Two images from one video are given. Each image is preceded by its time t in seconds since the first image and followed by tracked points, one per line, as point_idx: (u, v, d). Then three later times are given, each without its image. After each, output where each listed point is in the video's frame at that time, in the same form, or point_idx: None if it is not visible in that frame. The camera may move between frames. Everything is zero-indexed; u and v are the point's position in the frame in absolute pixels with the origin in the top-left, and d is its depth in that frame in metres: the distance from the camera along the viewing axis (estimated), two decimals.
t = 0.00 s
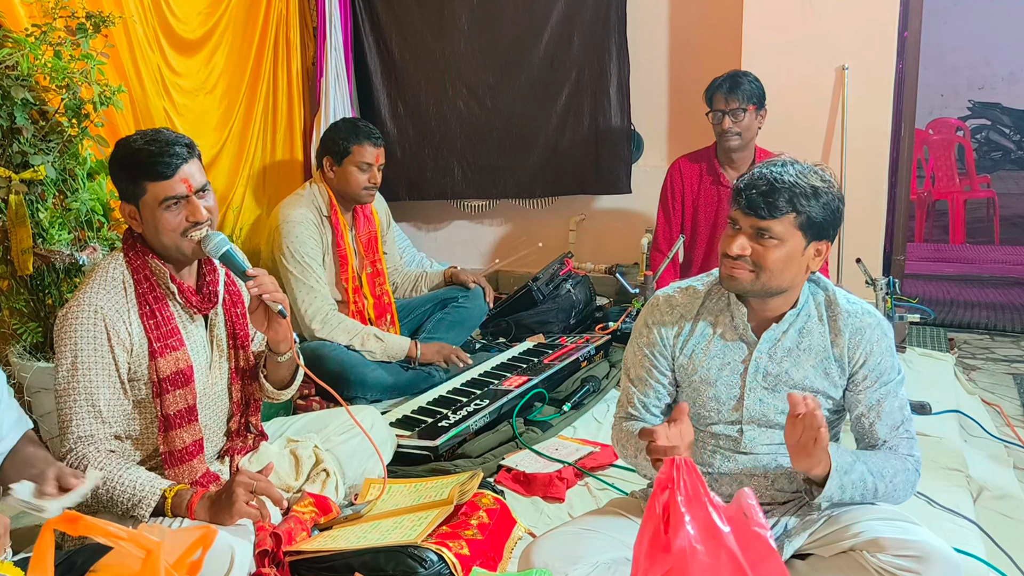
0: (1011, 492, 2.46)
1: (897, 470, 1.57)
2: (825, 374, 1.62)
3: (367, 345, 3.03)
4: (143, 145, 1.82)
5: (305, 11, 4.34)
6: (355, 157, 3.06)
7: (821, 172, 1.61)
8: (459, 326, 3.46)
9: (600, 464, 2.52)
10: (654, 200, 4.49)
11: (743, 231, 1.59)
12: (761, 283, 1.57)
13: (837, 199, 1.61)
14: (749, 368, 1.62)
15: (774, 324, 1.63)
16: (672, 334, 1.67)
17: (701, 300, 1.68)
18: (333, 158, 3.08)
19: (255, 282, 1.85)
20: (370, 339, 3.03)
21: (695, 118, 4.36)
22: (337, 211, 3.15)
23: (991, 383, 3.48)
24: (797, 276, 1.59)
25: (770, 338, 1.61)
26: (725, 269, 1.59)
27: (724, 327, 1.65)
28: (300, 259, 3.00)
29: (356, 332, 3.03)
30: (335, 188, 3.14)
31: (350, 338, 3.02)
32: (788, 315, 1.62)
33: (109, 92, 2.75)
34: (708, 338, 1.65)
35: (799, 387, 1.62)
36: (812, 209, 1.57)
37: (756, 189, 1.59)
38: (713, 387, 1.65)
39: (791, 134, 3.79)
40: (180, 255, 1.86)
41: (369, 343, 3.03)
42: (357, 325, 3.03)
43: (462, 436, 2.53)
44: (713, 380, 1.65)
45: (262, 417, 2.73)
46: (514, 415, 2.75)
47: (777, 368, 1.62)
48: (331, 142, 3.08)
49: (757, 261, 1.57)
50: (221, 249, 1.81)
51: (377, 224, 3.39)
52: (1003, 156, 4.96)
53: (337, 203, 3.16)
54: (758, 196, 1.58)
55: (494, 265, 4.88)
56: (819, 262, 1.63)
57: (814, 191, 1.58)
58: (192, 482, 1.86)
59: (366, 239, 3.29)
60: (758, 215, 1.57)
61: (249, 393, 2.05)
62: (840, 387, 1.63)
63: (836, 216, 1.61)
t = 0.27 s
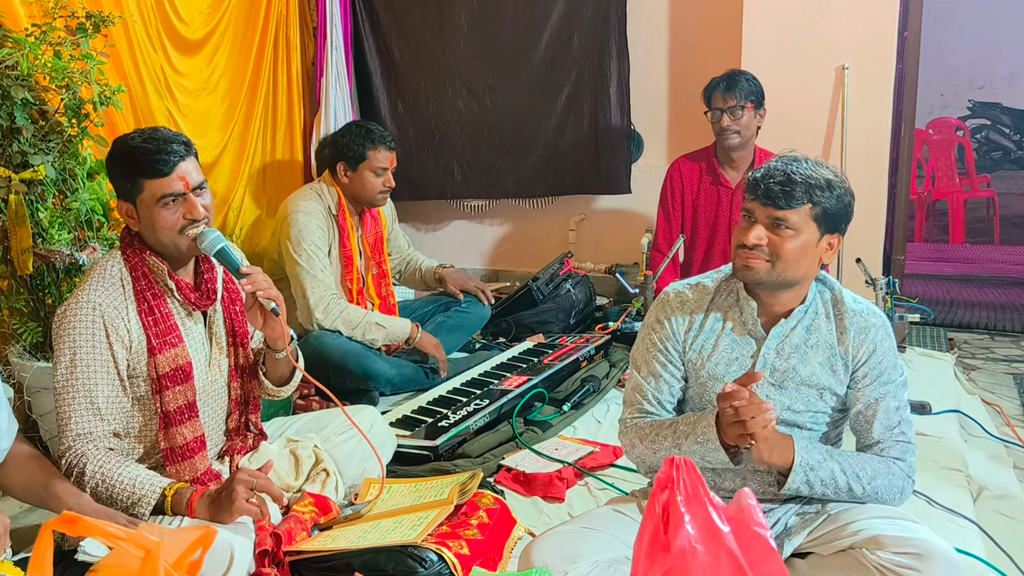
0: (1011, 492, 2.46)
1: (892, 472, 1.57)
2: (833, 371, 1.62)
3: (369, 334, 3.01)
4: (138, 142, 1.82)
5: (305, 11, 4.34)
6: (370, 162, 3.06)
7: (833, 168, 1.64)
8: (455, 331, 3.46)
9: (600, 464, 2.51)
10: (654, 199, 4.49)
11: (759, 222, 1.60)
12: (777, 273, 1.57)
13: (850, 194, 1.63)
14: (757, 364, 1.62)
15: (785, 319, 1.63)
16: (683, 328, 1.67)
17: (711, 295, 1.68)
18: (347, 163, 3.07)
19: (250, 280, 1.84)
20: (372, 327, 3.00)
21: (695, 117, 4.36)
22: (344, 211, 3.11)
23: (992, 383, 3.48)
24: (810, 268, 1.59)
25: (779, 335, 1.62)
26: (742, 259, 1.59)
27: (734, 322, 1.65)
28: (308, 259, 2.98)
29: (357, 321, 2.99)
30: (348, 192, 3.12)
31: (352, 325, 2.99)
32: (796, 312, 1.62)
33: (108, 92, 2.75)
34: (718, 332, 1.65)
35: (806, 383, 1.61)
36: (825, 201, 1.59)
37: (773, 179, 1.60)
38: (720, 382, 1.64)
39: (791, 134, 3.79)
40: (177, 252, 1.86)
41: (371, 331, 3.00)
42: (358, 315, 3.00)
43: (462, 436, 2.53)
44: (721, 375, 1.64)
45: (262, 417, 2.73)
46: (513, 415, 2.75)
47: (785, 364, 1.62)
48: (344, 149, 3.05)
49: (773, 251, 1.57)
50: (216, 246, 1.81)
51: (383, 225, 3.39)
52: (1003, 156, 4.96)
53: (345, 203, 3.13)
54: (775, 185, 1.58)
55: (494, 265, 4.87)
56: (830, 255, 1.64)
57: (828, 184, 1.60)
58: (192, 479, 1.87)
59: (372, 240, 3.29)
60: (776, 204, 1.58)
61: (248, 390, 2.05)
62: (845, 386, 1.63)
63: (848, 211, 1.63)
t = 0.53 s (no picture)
0: (1011, 492, 2.46)
1: (898, 469, 1.58)
2: (835, 369, 1.62)
3: (362, 343, 2.97)
4: (135, 140, 1.82)
5: (305, 10, 4.33)
6: (383, 172, 3.00)
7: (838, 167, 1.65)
8: (457, 335, 3.46)
9: (600, 464, 2.51)
10: (653, 199, 4.49)
11: (767, 213, 1.60)
12: (786, 263, 1.57)
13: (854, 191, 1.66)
14: (760, 361, 1.63)
15: (787, 316, 1.64)
16: (685, 326, 1.68)
17: (714, 295, 1.68)
18: (359, 173, 3.01)
19: (248, 278, 1.84)
20: (364, 338, 2.96)
21: (694, 117, 4.36)
22: (354, 218, 3.10)
23: (991, 382, 3.48)
24: (818, 259, 1.60)
25: (782, 330, 1.62)
26: (751, 250, 1.59)
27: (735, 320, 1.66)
28: (311, 265, 2.99)
29: (349, 331, 2.97)
30: (360, 201, 3.09)
31: (345, 335, 2.98)
32: (800, 309, 1.63)
33: (108, 92, 2.75)
34: (721, 330, 1.66)
35: (809, 380, 1.62)
36: (831, 194, 1.60)
37: (782, 171, 1.61)
38: (722, 381, 1.65)
39: (791, 133, 3.79)
40: (173, 250, 1.85)
41: (363, 343, 2.97)
42: (350, 325, 2.98)
43: (462, 436, 2.53)
44: (724, 373, 1.65)
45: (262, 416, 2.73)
46: (514, 415, 2.75)
47: (788, 361, 1.63)
48: (356, 158, 2.99)
49: (783, 241, 1.57)
50: (214, 245, 1.81)
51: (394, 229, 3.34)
52: (1003, 156, 4.96)
53: (355, 210, 3.12)
54: (784, 177, 1.60)
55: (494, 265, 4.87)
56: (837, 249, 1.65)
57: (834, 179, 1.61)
58: (193, 477, 1.87)
59: (381, 244, 3.23)
60: (786, 195, 1.59)
61: (247, 387, 2.05)
62: (851, 383, 1.63)
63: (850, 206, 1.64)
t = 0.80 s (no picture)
0: (1011, 492, 2.46)
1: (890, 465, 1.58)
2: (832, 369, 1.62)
3: (366, 350, 2.96)
4: (126, 142, 1.80)
5: (305, 10, 4.33)
6: (392, 192, 2.95)
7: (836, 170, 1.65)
8: (461, 336, 3.45)
9: (600, 464, 2.50)
10: (653, 200, 4.49)
11: (765, 214, 1.61)
12: (781, 268, 1.58)
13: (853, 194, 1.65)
14: (758, 362, 1.63)
15: (783, 316, 1.64)
16: (687, 328, 1.68)
17: (712, 297, 1.68)
18: (367, 191, 2.96)
19: (244, 274, 1.86)
20: (368, 344, 2.95)
21: (694, 118, 4.36)
22: (359, 230, 3.06)
23: (991, 382, 3.48)
24: (815, 264, 1.60)
25: (779, 330, 1.62)
26: (747, 251, 1.60)
27: (734, 321, 1.66)
28: (316, 279, 2.96)
29: (354, 339, 2.95)
30: (366, 216, 3.04)
31: (349, 343, 2.96)
32: (796, 310, 1.62)
33: (108, 92, 2.75)
34: (720, 332, 1.66)
35: (806, 380, 1.62)
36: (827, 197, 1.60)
37: (781, 173, 1.60)
38: (721, 382, 1.66)
39: (791, 133, 3.79)
40: (172, 247, 1.85)
41: (367, 349, 2.96)
42: (353, 332, 2.95)
43: (462, 436, 2.53)
44: (723, 374, 1.65)
45: (262, 416, 2.73)
46: (514, 415, 2.75)
47: (784, 361, 1.62)
48: (362, 176, 2.93)
49: (779, 244, 1.58)
50: (212, 241, 1.83)
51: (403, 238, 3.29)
52: (1003, 156, 4.96)
53: (360, 221, 3.07)
54: (783, 179, 1.59)
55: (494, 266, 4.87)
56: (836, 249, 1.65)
57: (831, 181, 1.61)
58: (192, 473, 1.87)
59: (390, 255, 3.19)
60: (784, 198, 1.58)
61: (243, 385, 2.05)
62: (846, 381, 1.63)
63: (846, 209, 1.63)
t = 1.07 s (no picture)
0: (1011, 492, 2.46)
1: (894, 472, 1.57)
2: (825, 372, 1.62)
3: (367, 354, 2.97)
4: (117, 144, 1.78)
5: (305, 11, 4.34)
6: (394, 203, 2.92)
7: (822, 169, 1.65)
8: (460, 336, 3.48)
9: (600, 464, 2.50)
10: (653, 200, 4.49)
11: (749, 215, 1.61)
12: (766, 267, 1.57)
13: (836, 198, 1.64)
14: (749, 368, 1.63)
15: (774, 320, 1.63)
16: (676, 336, 1.67)
17: (702, 302, 1.68)
18: (369, 203, 2.94)
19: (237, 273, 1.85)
20: (368, 348, 2.96)
21: (694, 118, 4.36)
22: (361, 235, 3.03)
23: (991, 382, 3.48)
24: (801, 263, 1.60)
25: (771, 333, 1.62)
26: (731, 254, 1.59)
27: (723, 327, 1.66)
28: (319, 285, 2.95)
29: (355, 343, 2.95)
30: (369, 226, 3.02)
31: (349, 347, 2.95)
32: (786, 313, 1.62)
33: (109, 92, 2.75)
34: (708, 339, 1.66)
35: (798, 385, 1.62)
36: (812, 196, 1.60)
37: (763, 173, 1.62)
38: (714, 388, 1.65)
39: (790, 134, 3.80)
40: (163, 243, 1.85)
41: (367, 352, 2.96)
42: (355, 337, 2.95)
43: (462, 436, 2.53)
44: (714, 381, 1.65)
45: (262, 417, 2.73)
46: (514, 415, 2.75)
47: (777, 366, 1.63)
48: (364, 186, 2.90)
49: (764, 245, 1.58)
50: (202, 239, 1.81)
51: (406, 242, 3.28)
52: (1003, 156, 4.96)
53: (362, 227, 3.04)
54: (765, 178, 1.60)
55: (494, 266, 4.87)
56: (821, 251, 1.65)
57: (816, 180, 1.61)
58: (190, 468, 1.87)
59: (392, 260, 3.19)
60: (765, 196, 1.59)
61: (238, 383, 2.05)
62: (839, 386, 1.63)
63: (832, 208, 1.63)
